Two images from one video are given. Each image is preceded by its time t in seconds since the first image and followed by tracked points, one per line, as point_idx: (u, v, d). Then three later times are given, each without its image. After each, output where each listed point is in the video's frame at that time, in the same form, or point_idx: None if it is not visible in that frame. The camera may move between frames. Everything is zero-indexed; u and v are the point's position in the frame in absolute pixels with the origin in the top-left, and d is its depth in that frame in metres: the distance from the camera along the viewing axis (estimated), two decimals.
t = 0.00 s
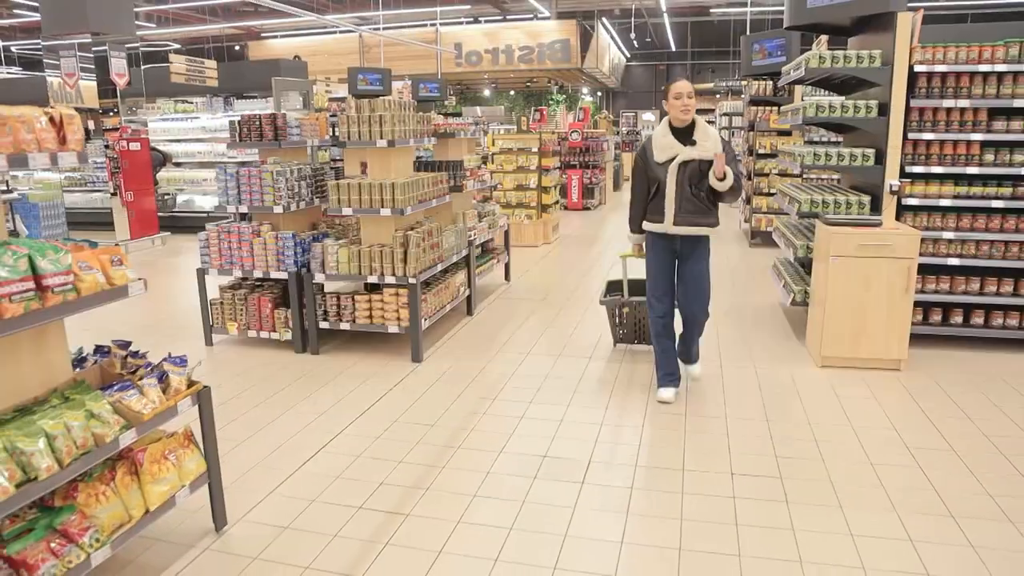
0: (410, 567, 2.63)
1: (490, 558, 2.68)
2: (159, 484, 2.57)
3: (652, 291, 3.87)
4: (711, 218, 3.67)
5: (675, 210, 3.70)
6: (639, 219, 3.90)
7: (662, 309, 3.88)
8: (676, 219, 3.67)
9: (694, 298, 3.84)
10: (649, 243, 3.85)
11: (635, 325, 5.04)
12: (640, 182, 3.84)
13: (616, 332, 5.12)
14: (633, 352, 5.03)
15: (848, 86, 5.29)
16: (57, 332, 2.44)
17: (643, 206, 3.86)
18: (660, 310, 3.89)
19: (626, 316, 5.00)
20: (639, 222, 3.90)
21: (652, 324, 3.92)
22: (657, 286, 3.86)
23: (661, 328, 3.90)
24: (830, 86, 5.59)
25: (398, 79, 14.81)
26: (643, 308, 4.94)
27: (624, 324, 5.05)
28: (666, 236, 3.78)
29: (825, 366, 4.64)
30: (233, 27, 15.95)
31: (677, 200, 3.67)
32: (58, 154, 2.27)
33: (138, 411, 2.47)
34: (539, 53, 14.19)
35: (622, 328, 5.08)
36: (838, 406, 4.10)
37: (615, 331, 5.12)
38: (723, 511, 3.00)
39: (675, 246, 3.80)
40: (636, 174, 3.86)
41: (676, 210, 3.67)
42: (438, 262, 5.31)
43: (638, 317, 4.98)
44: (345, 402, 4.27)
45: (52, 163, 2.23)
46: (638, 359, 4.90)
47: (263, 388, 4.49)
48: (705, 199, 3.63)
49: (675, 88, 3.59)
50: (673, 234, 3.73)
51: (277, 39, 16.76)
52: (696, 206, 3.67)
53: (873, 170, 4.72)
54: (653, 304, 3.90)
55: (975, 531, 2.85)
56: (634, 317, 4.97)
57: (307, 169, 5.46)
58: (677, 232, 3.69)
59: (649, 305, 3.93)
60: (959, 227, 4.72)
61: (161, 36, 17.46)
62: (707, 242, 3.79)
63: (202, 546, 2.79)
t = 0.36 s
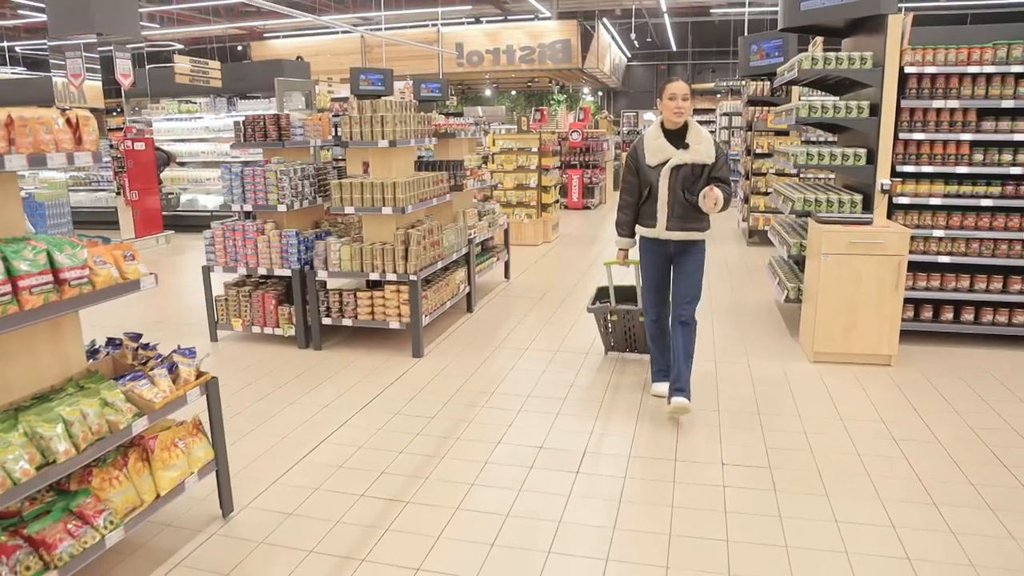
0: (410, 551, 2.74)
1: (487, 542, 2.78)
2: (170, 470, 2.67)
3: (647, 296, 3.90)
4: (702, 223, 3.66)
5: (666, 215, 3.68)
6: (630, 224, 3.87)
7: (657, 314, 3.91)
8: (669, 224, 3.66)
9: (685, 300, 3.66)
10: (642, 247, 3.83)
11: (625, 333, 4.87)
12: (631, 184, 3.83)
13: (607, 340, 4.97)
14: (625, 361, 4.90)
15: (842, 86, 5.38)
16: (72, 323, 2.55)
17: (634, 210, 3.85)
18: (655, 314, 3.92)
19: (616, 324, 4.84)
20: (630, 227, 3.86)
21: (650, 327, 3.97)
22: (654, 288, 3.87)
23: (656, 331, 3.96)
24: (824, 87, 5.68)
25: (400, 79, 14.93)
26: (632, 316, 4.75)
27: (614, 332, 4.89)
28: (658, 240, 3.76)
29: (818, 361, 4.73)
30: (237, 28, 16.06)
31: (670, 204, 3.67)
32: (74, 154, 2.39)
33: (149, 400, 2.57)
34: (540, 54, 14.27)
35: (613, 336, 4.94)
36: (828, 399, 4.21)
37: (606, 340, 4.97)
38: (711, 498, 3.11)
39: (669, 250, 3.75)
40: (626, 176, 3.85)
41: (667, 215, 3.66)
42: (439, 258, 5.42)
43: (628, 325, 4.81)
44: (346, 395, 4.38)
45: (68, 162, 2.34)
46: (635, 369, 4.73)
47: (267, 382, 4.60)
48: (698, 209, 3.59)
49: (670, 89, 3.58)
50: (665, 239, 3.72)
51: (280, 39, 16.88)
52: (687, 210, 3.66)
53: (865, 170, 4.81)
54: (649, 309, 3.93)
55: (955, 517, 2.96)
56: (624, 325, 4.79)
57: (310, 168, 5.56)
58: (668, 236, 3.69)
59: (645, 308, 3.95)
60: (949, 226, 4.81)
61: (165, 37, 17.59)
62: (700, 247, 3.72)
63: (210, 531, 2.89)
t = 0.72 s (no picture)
0: (417, 538, 2.84)
1: (491, 530, 2.89)
2: (187, 458, 2.79)
3: (650, 308, 3.85)
4: (706, 231, 3.55)
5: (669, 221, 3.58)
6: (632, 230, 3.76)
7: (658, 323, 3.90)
8: (671, 231, 3.55)
9: (687, 314, 3.58)
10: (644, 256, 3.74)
11: (623, 341, 4.82)
12: (634, 189, 3.73)
13: (605, 347, 4.89)
14: (622, 369, 4.81)
15: (839, 90, 5.47)
16: (96, 316, 2.67)
17: (637, 216, 3.74)
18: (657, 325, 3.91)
19: (614, 331, 4.79)
20: (632, 234, 3.76)
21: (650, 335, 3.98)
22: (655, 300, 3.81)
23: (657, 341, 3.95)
24: (822, 90, 5.78)
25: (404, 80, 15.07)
26: (631, 325, 4.73)
27: (612, 339, 4.82)
28: (660, 248, 3.64)
29: (813, 358, 4.84)
30: (243, 29, 16.22)
31: (672, 210, 3.56)
32: (99, 155, 2.52)
33: (168, 390, 2.68)
34: (544, 56, 14.39)
35: (610, 343, 4.87)
36: (824, 395, 4.31)
37: (603, 347, 4.89)
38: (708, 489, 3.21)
39: (672, 258, 3.64)
40: (628, 180, 3.75)
41: (670, 221, 3.56)
42: (444, 257, 5.54)
43: (629, 332, 4.77)
44: (354, 390, 4.50)
45: (94, 163, 2.47)
46: (624, 377, 4.65)
47: (277, 378, 4.72)
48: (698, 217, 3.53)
49: (679, 93, 3.46)
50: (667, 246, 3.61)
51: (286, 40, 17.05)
52: (691, 217, 3.55)
53: (862, 171, 4.91)
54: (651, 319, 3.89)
55: (944, 507, 3.07)
56: (623, 334, 4.76)
57: (317, 169, 5.67)
58: (669, 243, 3.57)
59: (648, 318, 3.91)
60: (944, 226, 4.91)
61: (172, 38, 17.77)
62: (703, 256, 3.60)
63: (225, 518, 3.01)
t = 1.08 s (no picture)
0: (432, 529, 2.96)
1: (502, 521, 3.01)
2: (212, 452, 2.91)
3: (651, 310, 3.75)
4: (712, 239, 3.58)
5: (676, 228, 3.62)
6: (643, 237, 3.81)
7: (658, 330, 3.76)
8: (676, 238, 3.60)
9: (695, 322, 3.71)
10: (652, 261, 3.78)
11: (628, 355, 4.67)
12: (645, 196, 3.78)
13: (607, 361, 4.74)
14: (626, 383, 4.69)
15: (839, 99, 5.61)
16: (127, 315, 2.80)
17: (648, 222, 3.78)
18: (656, 332, 3.76)
19: (620, 344, 4.65)
20: (642, 240, 3.80)
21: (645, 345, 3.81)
22: (657, 303, 3.74)
23: (654, 351, 3.80)
24: (823, 100, 5.91)
25: (409, 88, 15.24)
26: (638, 337, 4.59)
27: (616, 352, 4.68)
28: (667, 254, 3.69)
29: (814, 361, 4.95)
30: (250, 37, 16.41)
31: (678, 218, 3.61)
32: (133, 161, 2.66)
33: (195, 386, 2.81)
34: (548, 64, 14.56)
35: (614, 357, 4.71)
36: (824, 397, 4.42)
37: (605, 361, 4.74)
38: (711, 484, 3.33)
39: (678, 265, 3.69)
40: (640, 187, 3.80)
41: (675, 229, 3.60)
42: (453, 261, 5.67)
43: (634, 345, 4.62)
44: (365, 390, 4.62)
45: (128, 169, 2.61)
46: (626, 394, 4.49)
47: (290, 378, 4.84)
48: (703, 225, 3.56)
49: (683, 97, 3.51)
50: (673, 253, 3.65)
51: (291, 48, 17.24)
52: (697, 224, 3.59)
53: (861, 179, 5.04)
54: (651, 324, 3.78)
55: (939, 503, 3.18)
56: (629, 347, 4.61)
57: (329, 175, 5.81)
58: (675, 251, 3.62)
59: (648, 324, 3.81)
60: (941, 232, 5.03)
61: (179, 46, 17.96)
62: (709, 265, 3.66)
63: (246, 510, 3.12)
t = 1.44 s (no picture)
0: (445, 514, 3.10)
1: (512, 508, 3.15)
2: (236, 442, 3.06)
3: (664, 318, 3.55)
4: (718, 244, 3.49)
5: (682, 235, 3.50)
6: (641, 243, 3.67)
7: (674, 337, 3.53)
8: (684, 245, 3.48)
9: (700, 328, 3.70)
10: (653, 268, 3.63)
11: (629, 358, 4.70)
12: (645, 202, 3.64)
13: (610, 365, 4.77)
14: (627, 388, 4.72)
15: (836, 104, 5.75)
16: (156, 311, 2.96)
17: (648, 228, 3.65)
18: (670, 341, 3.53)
19: (620, 348, 4.69)
20: (641, 246, 3.65)
21: (660, 356, 3.55)
22: (667, 311, 3.56)
23: (670, 361, 3.53)
24: (821, 104, 6.05)
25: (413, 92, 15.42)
26: (638, 341, 4.61)
27: (618, 355, 4.71)
28: (671, 261, 3.56)
29: (812, 359, 5.09)
30: (256, 42, 16.61)
31: (685, 224, 3.49)
32: (163, 165, 2.82)
33: (220, 378, 2.95)
34: (550, 68, 14.73)
35: (616, 360, 4.75)
36: (821, 392, 4.57)
37: (609, 364, 4.77)
38: (711, 475, 3.47)
39: (682, 272, 3.56)
40: (639, 193, 3.66)
41: (683, 235, 3.48)
42: (461, 262, 5.83)
43: (635, 349, 4.65)
44: (377, 387, 4.77)
45: (160, 172, 2.77)
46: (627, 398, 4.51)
47: (303, 376, 4.98)
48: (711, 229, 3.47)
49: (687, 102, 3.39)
50: (679, 260, 3.52)
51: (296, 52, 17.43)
52: (704, 229, 3.48)
53: (857, 182, 5.18)
54: (664, 332, 3.55)
55: (929, 492, 3.33)
56: (630, 351, 4.64)
57: (339, 178, 5.96)
58: (682, 257, 3.49)
59: (657, 334, 3.58)
60: (936, 234, 5.18)
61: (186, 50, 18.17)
62: (713, 272, 3.57)
63: (266, 498, 3.27)
